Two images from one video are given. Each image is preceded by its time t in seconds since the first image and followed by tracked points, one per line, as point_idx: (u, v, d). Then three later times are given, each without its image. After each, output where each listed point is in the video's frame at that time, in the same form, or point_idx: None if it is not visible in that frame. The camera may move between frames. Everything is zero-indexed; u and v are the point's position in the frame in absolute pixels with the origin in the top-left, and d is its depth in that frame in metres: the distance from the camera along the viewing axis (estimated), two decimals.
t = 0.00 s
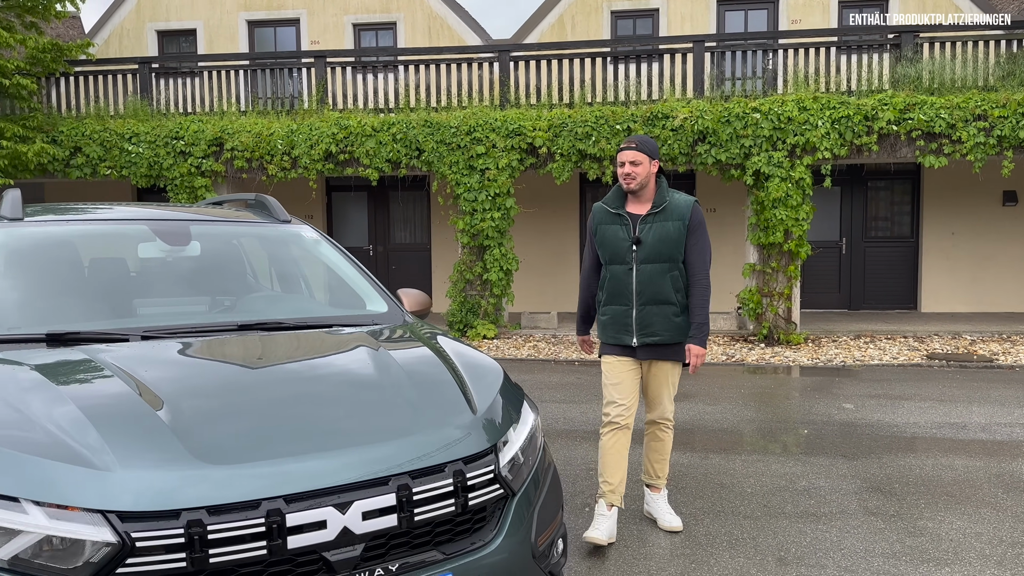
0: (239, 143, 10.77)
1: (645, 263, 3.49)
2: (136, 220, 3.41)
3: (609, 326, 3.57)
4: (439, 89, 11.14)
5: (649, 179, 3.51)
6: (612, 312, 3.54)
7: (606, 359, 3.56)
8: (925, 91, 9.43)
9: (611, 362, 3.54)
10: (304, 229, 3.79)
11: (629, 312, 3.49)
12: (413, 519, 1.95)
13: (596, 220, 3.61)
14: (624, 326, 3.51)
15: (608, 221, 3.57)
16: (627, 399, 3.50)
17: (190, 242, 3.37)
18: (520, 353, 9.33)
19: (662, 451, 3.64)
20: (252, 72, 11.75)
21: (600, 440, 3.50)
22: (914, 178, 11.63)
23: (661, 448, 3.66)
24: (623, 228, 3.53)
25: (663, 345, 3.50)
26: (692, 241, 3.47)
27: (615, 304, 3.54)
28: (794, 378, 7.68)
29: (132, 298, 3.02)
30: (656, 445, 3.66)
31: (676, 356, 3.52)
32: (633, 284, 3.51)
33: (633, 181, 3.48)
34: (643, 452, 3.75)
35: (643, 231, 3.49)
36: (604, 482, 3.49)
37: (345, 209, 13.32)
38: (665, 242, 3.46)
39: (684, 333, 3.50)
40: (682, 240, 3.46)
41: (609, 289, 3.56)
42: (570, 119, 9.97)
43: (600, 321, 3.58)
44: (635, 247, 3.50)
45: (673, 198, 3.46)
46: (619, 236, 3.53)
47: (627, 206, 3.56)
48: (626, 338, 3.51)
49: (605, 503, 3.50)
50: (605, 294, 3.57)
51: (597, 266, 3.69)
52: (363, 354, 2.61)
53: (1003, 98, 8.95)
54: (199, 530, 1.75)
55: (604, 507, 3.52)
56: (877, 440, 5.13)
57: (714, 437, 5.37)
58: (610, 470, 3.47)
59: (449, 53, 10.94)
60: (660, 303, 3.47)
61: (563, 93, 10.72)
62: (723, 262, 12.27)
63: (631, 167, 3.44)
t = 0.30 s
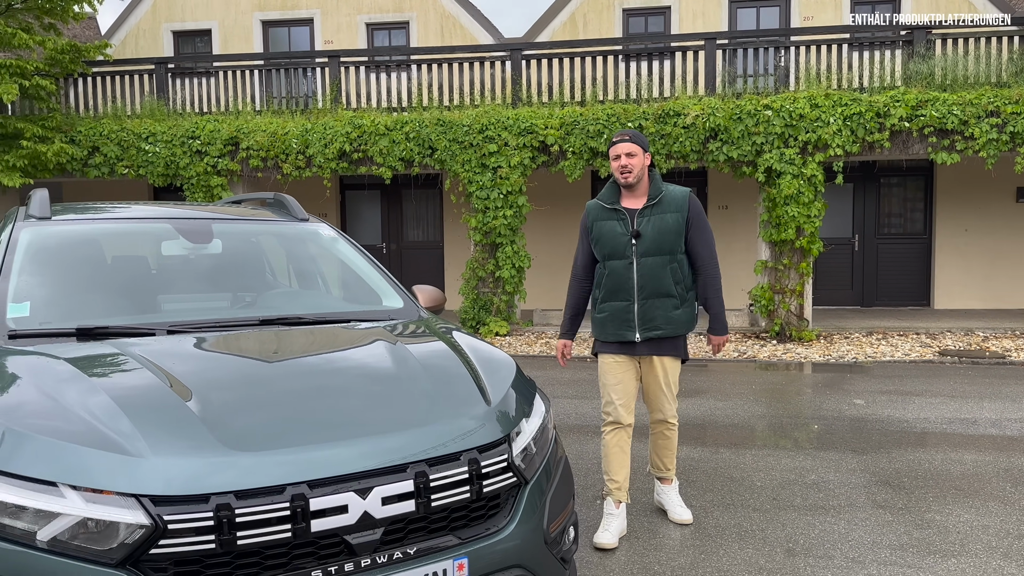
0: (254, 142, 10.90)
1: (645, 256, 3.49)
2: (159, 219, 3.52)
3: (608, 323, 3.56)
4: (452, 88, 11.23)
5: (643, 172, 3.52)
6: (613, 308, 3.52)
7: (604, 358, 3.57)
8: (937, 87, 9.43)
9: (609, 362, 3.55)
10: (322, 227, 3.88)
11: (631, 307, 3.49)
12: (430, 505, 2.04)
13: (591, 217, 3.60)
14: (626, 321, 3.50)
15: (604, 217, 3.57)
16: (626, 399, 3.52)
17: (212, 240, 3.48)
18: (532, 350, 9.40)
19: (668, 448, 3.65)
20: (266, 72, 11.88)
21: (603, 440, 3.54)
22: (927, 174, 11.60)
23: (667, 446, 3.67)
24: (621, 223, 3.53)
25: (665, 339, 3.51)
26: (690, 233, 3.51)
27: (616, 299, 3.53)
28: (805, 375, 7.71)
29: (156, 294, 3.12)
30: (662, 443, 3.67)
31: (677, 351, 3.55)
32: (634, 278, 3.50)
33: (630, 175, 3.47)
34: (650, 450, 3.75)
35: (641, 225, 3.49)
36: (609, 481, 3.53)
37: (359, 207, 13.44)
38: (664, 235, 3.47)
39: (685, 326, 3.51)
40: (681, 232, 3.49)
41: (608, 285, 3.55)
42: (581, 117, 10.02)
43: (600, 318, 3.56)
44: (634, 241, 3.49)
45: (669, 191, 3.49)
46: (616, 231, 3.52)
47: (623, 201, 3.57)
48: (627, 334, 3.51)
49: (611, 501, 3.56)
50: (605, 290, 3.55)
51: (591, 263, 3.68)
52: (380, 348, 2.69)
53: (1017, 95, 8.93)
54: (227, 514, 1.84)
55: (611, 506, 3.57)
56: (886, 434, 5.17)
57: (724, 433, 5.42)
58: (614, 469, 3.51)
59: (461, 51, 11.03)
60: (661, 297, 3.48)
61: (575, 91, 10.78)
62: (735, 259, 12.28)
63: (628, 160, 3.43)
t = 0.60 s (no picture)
0: (269, 141, 11.04)
1: (650, 251, 3.54)
2: (185, 217, 3.64)
3: (613, 319, 3.56)
4: (464, 87, 11.33)
5: (644, 167, 3.58)
6: (618, 303, 3.53)
7: (609, 355, 3.59)
8: (949, 84, 9.45)
9: (612, 358, 3.58)
10: (340, 225, 3.99)
11: (637, 302, 3.51)
12: (452, 489, 2.14)
13: (592, 211, 3.60)
14: (632, 317, 3.52)
15: (606, 212, 3.58)
16: (630, 394, 3.58)
17: (236, 237, 3.60)
18: (544, 347, 9.50)
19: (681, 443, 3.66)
20: (280, 72, 12.02)
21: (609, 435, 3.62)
22: (939, 171, 11.60)
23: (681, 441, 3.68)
24: (623, 217, 3.56)
25: (670, 334, 3.55)
26: (690, 229, 3.61)
27: (621, 294, 3.54)
28: (816, 371, 7.77)
29: (183, 289, 3.23)
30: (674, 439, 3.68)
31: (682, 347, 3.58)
32: (639, 273, 3.54)
33: (634, 169, 3.52)
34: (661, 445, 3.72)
35: (645, 220, 3.55)
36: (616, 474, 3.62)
37: (371, 205, 13.56)
38: (668, 230, 3.55)
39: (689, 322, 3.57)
40: (682, 228, 3.58)
41: (612, 281, 3.55)
42: (593, 116, 10.10)
43: (605, 314, 3.56)
44: (639, 236, 3.54)
45: (670, 187, 3.58)
46: (620, 226, 3.55)
47: (623, 196, 3.61)
48: (634, 329, 3.52)
49: (623, 493, 3.64)
50: (610, 286, 3.55)
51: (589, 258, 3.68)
52: (399, 341, 2.80)
53: None
54: (261, 495, 1.94)
55: (623, 497, 3.65)
56: (896, 429, 5.23)
57: (734, 427, 5.50)
58: (621, 463, 3.59)
59: (474, 51, 11.12)
60: (666, 291, 3.53)
61: (586, 90, 10.86)
62: (746, 256, 12.33)
63: (633, 154, 3.48)
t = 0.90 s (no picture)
0: (282, 141, 11.17)
1: (658, 250, 3.57)
2: (207, 217, 3.75)
3: (622, 318, 3.58)
4: (475, 86, 11.42)
5: (652, 166, 3.63)
6: (628, 302, 3.56)
7: (618, 354, 3.63)
8: (959, 81, 9.47)
9: (620, 357, 3.63)
10: (357, 224, 4.09)
11: (646, 301, 3.54)
12: (469, 476, 2.24)
13: (601, 209, 3.60)
14: (641, 316, 3.55)
15: (615, 210, 3.59)
16: (637, 392, 3.63)
17: (256, 236, 3.70)
18: (554, 344, 9.58)
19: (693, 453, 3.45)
20: (293, 72, 12.15)
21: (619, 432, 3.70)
22: (950, 169, 11.59)
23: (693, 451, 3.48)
24: (632, 216, 3.59)
25: (677, 333, 3.58)
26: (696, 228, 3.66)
27: (630, 293, 3.57)
28: (825, 367, 7.81)
29: (206, 286, 3.34)
30: (687, 451, 3.49)
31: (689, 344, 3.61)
32: (648, 272, 3.57)
33: (644, 167, 3.58)
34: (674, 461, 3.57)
35: (653, 218, 3.58)
36: (627, 468, 3.72)
37: (383, 204, 13.68)
38: (676, 229, 3.59)
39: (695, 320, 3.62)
40: (690, 227, 3.62)
41: (622, 280, 3.57)
42: (603, 114, 10.17)
43: (614, 313, 3.58)
44: (648, 234, 3.57)
45: (677, 186, 3.62)
46: (629, 224, 3.57)
47: (630, 194, 3.63)
48: (643, 328, 3.55)
49: (634, 485, 3.74)
50: (619, 285, 3.58)
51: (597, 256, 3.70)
52: (416, 335, 2.89)
53: None
54: (288, 480, 2.04)
55: (634, 489, 3.76)
56: (904, 424, 5.29)
57: (743, 423, 5.57)
58: (630, 457, 3.68)
59: (485, 50, 11.20)
60: (675, 290, 3.57)
61: (596, 89, 10.93)
62: (756, 254, 12.36)
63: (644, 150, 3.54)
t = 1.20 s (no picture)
0: (293, 140, 11.26)
1: (668, 251, 3.53)
2: (220, 215, 3.83)
3: (631, 319, 3.59)
4: (483, 84, 11.48)
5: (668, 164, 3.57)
6: (635, 304, 3.56)
7: (628, 354, 3.64)
8: (968, 78, 9.47)
9: (630, 357, 3.64)
10: (367, 222, 4.15)
11: (654, 303, 3.52)
12: (477, 467, 2.30)
13: (612, 209, 3.61)
14: (649, 318, 3.54)
15: (625, 210, 3.59)
16: (645, 391, 3.63)
17: (269, 234, 3.77)
18: (563, 341, 9.64)
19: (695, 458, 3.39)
20: (303, 72, 12.23)
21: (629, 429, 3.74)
22: (959, 165, 11.57)
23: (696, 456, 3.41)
24: (642, 216, 3.56)
25: (687, 336, 3.53)
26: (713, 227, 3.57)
27: (638, 295, 3.56)
28: (833, 364, 7.83)
29: (220, 282, 3.41)
30: (689, 455, 3.43)
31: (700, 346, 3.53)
32: (657, 274, 3.54)
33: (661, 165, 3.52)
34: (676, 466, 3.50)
35: (664, 218, 3.53)
36: (636, 463, 3.77)
37: (392, 202, 13.75)
38: (687, 229, 3.52)
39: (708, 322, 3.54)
40: (703, 227, 3.54)
41: (630, 281, 3.58)
42: (611, 112, 10.19)
43: (623, 314, 3.60)
44: (657, 235, 3.53)
45: (691, 184, 3.53)
46: (638, 224, 3.55)
47: (642, 193, 3.60)
48: (651, 330, 3.54)
49: (640, 479, 3.80)
50: (628, 286, 3.59)
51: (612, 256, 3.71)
52: (426, 331, 2.95)
53: None
54: (302, 470, 2.10)
55: (640, 483, 3.81)
56: (910, 420, 5.31)
57: (751, 419, 5.60)
58: (639, 453, 3.72)
59: (493, 49, 11.25)
60: (684, 291, 3.52)
61: (604, 87, 10.97)
62: (765, 251, 12.37)
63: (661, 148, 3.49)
